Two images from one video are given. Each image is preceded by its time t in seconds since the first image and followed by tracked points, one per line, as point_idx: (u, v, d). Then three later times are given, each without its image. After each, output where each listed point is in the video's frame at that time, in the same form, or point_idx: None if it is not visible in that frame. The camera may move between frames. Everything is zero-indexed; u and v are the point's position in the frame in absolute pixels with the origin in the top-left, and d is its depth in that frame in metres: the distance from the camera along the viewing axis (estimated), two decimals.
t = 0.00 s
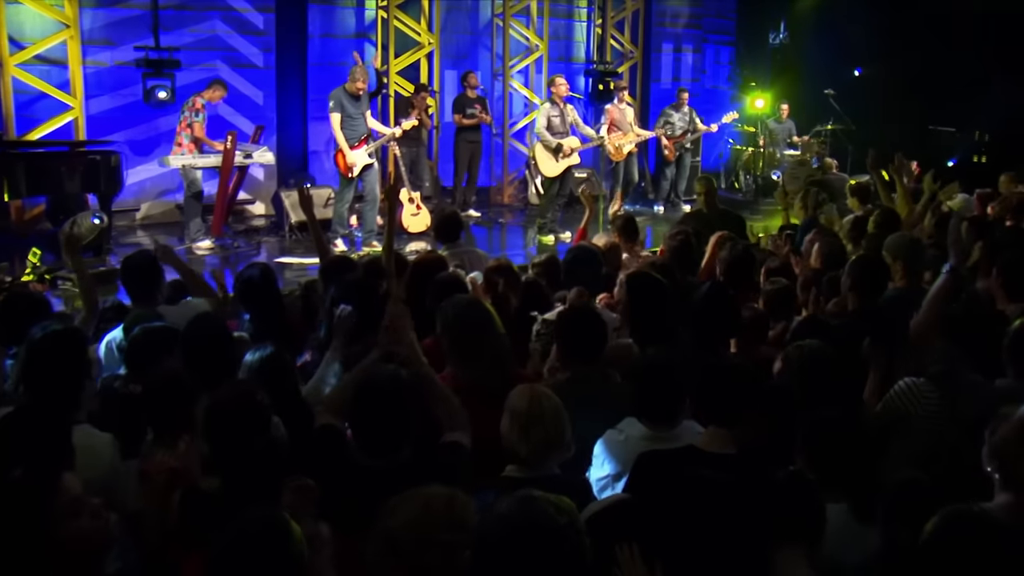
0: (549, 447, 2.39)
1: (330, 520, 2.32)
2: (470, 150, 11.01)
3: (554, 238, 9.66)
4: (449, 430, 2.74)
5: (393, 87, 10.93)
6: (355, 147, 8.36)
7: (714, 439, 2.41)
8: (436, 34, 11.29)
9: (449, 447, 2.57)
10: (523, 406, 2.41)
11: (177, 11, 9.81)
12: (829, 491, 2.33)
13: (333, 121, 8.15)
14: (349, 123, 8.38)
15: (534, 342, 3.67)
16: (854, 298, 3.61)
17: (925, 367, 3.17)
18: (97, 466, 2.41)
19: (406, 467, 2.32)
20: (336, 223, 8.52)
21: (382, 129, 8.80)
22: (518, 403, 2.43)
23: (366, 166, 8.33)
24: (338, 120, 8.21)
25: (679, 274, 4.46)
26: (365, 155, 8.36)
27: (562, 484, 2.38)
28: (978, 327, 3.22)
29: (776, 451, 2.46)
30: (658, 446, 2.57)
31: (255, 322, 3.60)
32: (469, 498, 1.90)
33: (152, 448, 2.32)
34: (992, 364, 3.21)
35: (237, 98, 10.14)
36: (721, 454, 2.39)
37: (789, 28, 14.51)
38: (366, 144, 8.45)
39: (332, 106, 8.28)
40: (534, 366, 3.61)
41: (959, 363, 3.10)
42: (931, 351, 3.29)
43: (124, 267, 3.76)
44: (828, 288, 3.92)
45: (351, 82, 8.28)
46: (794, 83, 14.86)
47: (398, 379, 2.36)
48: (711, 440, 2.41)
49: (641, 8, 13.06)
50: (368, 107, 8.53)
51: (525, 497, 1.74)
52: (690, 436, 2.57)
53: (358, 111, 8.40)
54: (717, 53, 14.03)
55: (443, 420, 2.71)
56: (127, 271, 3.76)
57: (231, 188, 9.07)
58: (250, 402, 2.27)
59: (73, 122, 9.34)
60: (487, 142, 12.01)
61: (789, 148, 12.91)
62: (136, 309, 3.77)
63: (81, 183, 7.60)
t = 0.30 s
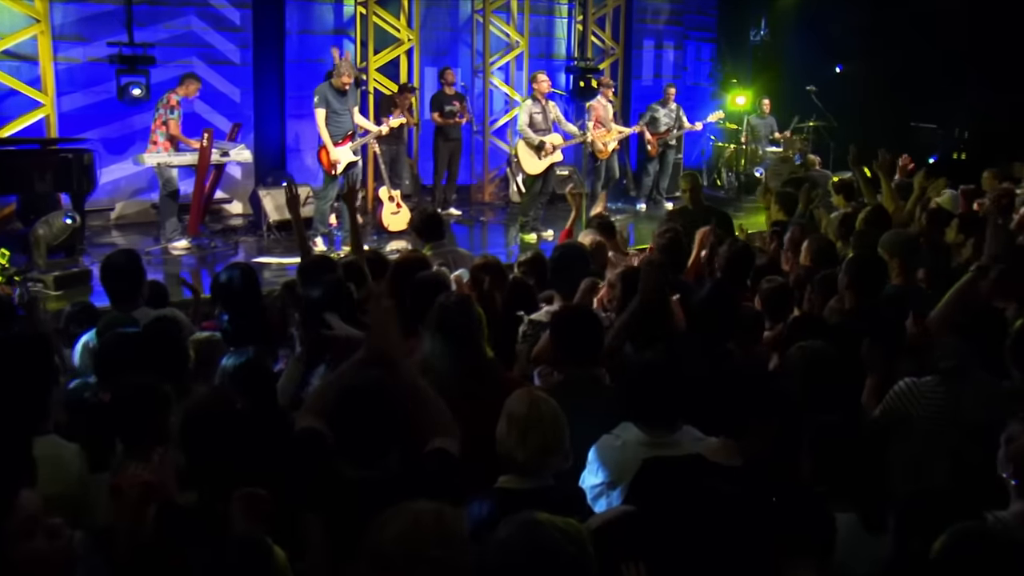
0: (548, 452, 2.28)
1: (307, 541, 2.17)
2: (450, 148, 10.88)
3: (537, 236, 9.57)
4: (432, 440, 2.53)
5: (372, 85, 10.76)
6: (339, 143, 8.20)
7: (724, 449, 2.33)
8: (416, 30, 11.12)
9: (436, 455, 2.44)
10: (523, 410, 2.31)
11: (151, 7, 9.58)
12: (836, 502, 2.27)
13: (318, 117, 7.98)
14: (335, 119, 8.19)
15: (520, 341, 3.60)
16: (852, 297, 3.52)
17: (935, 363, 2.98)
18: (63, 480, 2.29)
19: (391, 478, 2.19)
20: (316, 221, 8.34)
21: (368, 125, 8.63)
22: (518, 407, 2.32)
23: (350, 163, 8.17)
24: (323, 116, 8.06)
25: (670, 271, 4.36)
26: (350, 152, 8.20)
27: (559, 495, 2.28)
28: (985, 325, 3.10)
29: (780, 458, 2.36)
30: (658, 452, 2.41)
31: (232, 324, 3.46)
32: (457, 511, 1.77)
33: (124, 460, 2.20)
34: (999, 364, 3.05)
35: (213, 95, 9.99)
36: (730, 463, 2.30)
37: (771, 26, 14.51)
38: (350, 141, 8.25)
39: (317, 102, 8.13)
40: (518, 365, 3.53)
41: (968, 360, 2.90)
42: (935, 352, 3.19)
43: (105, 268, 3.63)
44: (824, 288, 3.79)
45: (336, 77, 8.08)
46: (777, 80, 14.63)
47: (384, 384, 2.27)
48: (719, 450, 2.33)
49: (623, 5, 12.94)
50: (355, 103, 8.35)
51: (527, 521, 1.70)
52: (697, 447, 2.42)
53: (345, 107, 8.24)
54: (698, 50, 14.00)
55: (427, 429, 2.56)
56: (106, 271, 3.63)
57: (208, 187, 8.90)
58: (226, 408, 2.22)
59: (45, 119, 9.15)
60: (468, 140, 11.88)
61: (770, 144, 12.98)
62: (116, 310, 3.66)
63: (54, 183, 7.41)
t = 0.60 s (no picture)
0: (542, 463, 2.16)
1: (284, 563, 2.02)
2: (423, 145, 10.77)
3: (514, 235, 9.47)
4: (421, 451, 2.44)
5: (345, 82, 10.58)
6: (318, 141, 8.06)
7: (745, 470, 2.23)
8: (391, 26, 10.91)
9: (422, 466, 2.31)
10: (515, 418, 2.21)
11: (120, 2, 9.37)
12: (844, 513, 2.33)
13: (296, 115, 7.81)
14: (314, 116, 8.03)
15: (503, 346, 3.47)
16: (845, 296, 3.43)
17: (932, 368, 2.90)
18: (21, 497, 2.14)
19: (372, 492, 2.04)
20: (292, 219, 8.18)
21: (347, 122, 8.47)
22: (510, 414, 2.22)
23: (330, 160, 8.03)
24: (301, 113, 7.90)
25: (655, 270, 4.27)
26: (329, 150, 8.05)
27: (554, 506, 2.16)
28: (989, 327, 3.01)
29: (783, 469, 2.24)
30: (659, 461, 2.38)
31: (198, 323, 3.36)
32: (448, 528, 1.68)
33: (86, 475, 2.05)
34: (1003, 366, 2.95)
35: (184, 92, 9.77)
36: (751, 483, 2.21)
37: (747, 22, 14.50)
38: (330, 138, 8.12)
39: (295, 98, 7.94)
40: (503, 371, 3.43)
41: (968, 366, 2.80)
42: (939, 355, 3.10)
43: (86, 271, 3.54)
44: (816, 286, 3.71)
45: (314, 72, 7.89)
46: (755, 74, 14.58)
47: (362, 392, 2.14)
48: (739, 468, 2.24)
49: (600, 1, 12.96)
50: (334, 100, 8.20)
51: (532, 551, 1.57)
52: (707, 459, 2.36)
53: (323, 103, 8.08)
54: (674, 46, 13.80)
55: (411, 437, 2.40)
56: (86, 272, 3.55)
57: (179, 187, 8.72)
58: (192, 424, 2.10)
59: (9, 117, 8.96)
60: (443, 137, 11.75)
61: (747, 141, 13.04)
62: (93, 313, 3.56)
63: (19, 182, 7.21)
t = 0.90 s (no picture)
0: (542, 480, 2.07)
1: None
2: (398, 143, 10.66)
3: (494, 234, 9.36)
4: (414, 462, 2.32)
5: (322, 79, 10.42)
6: (297, 139, 7.92)
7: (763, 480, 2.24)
8: (367, 23, 10.74)
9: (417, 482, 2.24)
10: (513, 431, 2.09)
11: None
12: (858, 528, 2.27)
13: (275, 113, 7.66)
14: (293, 114, 7.88)
15: (490, 349, 3.27)
16: (842, 294, 3.41)
17: (935, 372, 2.83)
18: None
19: (360, 515, 1.95)
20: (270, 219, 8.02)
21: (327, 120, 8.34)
22: (507, 427, 2.10)
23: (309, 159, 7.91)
24: (280, 111, 7.73)
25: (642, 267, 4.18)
26: (309, 148, 7.93)
27: (553, 522, 2.06)
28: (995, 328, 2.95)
29: (792, 477, 2.16)
30: (667, 470, 2.38)
31: (173, 329, 3.22)
32: (449, 548, 1.56)
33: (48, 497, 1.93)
34: (1010, 367, 2.89)
35: (156, 89, 9.55)
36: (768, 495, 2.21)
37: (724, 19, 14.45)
38: (309, 137, 7.98)
39: (274, 96, 7.77)
40: (492, 377, 3.24)
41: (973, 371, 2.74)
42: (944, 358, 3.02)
43: (71, 268, 3.47)
44: (810, 284, 3.65)
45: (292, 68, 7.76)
46: (732, 73, 14.48)
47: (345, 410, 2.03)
48: (757, 481, 2.25)
49: None
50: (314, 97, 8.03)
51: None
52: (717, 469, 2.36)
53: (303, 101, 7.92)
54: (651, 44, 13.77)
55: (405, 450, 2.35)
56: (71, 270, 3.47)
57: (153, 186, 8.54)
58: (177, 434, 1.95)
59: None
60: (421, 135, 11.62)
61: (727, 138, 13.06)
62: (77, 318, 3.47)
63: None
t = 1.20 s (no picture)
0: (542, 493, 1.96)
1: None
2: (370, 141, 10.51)
3: (470, 233, 9.25)
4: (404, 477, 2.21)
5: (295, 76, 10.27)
6: (271, 138, 7.77)
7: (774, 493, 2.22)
8: (340, 19, 10.65)
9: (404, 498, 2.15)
10: (511, 442, 1.99)
11: None
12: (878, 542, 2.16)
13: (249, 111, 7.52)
14: (267, 112, 7.74)
15: (478, 354, 3.22)
16: (839, 296, 3.35)
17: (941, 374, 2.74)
18: None
19: (351, 535, 1.83)
20: (242, 220, 7.85)
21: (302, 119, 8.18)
22: (506, 439, 2.00)
23: (283, 158, 7.76)
24: (253, 109, 7.60)
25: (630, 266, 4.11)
26: (283, 147, 7.78)
27: (553, 540, 1.94)
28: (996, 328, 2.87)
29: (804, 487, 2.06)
30: (673, 480, 2.32)
31: (145, 335, 3.08)
32: None
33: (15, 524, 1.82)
34: (1016, 367, 2.81)
35: (124, 87, 9.32)
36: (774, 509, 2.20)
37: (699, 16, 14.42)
38: (283, 135, 7.83)
39: (247, 94, 7.62)
40: (479, 382, 3.19)
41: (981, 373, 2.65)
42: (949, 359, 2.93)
43: (47, 272, 3.32)
44: (804, 282, 3.59)
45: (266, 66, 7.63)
46: (708, 69, 14.54)
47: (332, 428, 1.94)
48: (765, 492, 2.24)
49: None
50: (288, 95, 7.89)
51: None
52: (722, 480, 2.31)
53: (277, 99, 7.77)
54: (626, 41, 13.73)
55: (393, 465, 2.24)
56: (47, 274, 3.32)
57: (122, 187, 8.36)
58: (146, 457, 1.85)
59: None
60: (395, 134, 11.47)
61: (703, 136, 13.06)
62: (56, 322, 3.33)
63: None
